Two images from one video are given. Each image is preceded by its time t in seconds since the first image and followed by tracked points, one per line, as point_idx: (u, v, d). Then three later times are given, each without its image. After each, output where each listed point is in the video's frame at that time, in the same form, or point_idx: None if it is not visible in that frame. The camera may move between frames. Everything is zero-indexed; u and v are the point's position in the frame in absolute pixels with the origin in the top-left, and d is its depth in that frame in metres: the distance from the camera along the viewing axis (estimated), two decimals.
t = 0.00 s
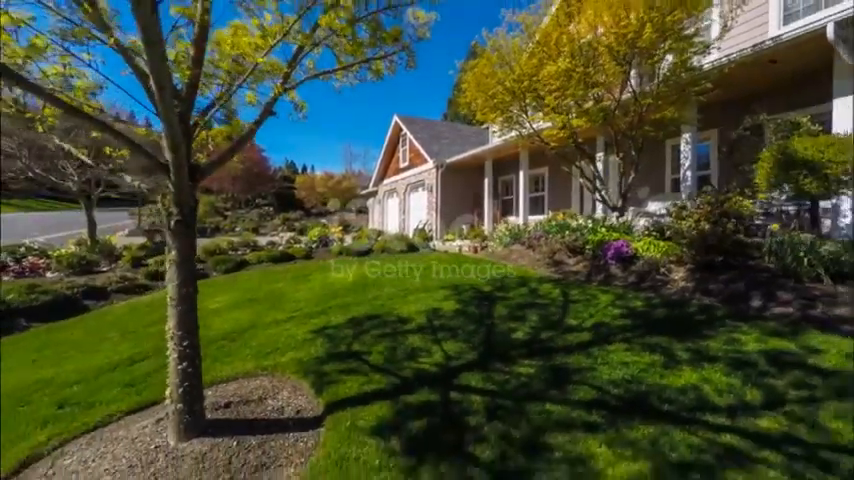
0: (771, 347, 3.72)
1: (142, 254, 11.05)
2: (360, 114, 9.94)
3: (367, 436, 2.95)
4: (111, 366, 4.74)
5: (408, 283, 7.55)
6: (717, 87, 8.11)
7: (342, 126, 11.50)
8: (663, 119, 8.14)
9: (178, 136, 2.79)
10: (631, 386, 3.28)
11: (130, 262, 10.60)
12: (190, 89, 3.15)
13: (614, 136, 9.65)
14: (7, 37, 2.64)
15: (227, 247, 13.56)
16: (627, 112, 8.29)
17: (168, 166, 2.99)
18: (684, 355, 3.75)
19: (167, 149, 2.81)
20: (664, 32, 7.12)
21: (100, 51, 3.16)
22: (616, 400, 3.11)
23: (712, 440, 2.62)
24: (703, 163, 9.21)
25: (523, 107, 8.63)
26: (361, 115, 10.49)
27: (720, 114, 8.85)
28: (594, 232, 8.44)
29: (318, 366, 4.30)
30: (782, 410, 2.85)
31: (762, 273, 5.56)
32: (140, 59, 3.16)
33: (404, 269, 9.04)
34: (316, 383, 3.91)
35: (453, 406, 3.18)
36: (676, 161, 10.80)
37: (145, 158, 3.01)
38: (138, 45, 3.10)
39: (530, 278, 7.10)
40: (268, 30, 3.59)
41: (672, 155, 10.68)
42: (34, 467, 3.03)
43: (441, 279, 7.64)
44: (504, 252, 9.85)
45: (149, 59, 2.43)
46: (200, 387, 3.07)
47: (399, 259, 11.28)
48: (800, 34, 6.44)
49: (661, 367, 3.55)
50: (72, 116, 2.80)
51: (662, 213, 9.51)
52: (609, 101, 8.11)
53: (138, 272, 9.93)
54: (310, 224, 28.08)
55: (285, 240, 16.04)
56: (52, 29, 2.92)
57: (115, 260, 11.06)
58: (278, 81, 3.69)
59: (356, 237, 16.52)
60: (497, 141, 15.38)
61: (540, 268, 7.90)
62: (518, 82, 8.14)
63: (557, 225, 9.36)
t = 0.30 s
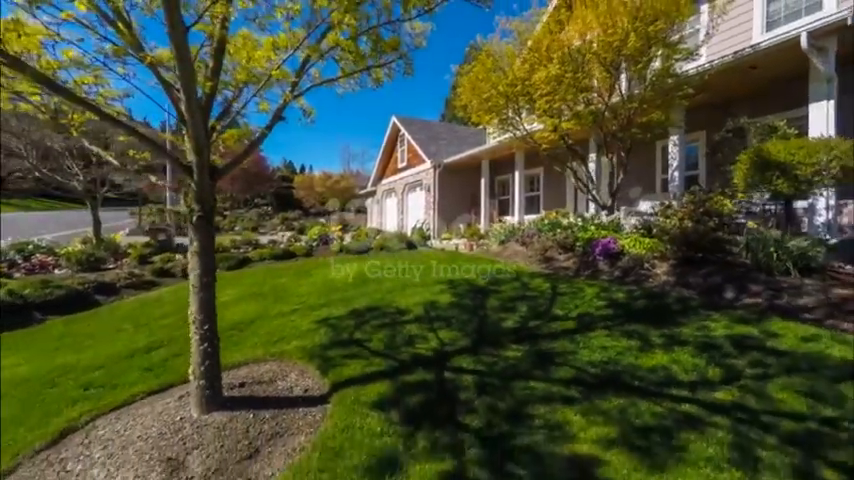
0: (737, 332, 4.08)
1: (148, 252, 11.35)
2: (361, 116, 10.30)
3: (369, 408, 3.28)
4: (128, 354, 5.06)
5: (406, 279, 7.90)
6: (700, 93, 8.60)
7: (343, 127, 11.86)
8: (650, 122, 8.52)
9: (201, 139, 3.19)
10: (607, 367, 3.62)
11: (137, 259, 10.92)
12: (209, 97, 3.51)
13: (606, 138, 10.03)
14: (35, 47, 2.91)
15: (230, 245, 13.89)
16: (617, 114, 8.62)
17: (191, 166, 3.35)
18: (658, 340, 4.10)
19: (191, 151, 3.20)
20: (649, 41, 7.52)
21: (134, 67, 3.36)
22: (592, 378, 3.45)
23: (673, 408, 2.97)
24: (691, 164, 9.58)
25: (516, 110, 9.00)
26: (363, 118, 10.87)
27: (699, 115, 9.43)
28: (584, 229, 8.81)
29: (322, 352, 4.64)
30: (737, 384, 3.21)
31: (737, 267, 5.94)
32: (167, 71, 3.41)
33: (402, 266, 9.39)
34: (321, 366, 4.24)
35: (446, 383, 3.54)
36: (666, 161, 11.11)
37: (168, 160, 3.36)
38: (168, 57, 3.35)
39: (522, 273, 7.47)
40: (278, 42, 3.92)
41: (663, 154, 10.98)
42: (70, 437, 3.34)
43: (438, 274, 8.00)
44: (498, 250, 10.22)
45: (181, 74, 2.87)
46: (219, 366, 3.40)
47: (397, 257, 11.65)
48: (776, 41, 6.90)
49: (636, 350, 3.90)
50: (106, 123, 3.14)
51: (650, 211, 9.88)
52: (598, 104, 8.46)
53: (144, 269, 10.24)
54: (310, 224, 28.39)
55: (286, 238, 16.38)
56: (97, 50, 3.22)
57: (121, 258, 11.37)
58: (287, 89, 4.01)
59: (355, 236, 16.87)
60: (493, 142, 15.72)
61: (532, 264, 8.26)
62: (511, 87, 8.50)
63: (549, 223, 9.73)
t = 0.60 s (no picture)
0: (707, 318, 4.45)
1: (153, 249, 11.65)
2: (362, 120, 10.65)
3: (371, 386, 3.60)
4: (143, 343, 5.36)
5: (405, 274, 8.23)
6: (683, 99, 9.15)
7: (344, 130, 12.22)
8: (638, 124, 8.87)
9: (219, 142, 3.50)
10: (587, 349, 3.97)
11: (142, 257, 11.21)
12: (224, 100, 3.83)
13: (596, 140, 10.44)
14: (69, 59, 3.31)
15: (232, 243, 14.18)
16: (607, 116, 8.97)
17: (209, 166, 3.67)
18: (635, 326, 4.46)
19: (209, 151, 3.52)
20: (635, 47, 7.93)
21: (160, 77, 3.62)
22: (573, 359, 3.80)
23: (642, 383, 3.32)
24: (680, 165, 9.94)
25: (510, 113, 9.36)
26: (364, 121, 11.23)
27: (687, 118, 9.85)
28: (575, 227, 9.18)
29: (325, 339, 4.97)
30: (701, 363, 3.56)
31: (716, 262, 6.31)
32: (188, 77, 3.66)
33: (401, 262, 9.74)
34: (326, 352, 4.56)
35: (440, 364, 3.88)
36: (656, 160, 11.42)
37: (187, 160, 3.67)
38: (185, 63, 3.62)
39: (515, 268, 7.83)
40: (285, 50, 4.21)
41: (653, 155, 11.31)
42: (100, 412, 3.66)
43: (435, 270, 8.35)
44: (494, 247, 10.58)
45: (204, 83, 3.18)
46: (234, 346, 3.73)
47: (396, 255, 11.99)
48: (756, 48, 7.27)
49: (615, 335, 4.25)
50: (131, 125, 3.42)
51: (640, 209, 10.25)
52: (589, 106, 8.80)
53: (150, 266, 10.54)
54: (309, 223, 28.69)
55: (287, 237, 16.69)
56: (129, 62, 3.52)
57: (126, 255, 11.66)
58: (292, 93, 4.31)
59: (354, 234, 17.21)
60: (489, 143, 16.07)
61: (525, 260, 8.63)
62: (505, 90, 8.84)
63: (542, 221, 10.09)
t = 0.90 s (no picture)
0: (682, 305, 4.82)
1: (158, 247, 11.96)
2: (362, 122, 11.02)
3: (373, 366, 3.93)
4: (157, 333, 5.69)
5: (403, 270, 8.59)
6: (667, 102, 9.69)
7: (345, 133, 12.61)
8: (626, 127, 9.28)
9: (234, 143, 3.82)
10: (571, 334, 4.33)
11: (147, 255, 11.50)
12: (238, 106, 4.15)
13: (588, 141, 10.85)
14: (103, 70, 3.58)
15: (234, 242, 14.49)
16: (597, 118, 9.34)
17: (225, 166, 3.99)
18: (616, 313, 4.83)
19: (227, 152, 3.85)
20: (622, 53, 8.39)
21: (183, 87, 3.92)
22: (557, 342, 4.16)
23: (617, 362, 3.67)
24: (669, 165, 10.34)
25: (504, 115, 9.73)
26: (364, 124, 11.61)
27: (676, 119, 10.24)
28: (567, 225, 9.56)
29: (330, 327, 5.31)
30: (672, 344, 3.93)
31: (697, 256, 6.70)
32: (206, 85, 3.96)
33: (399, 259, 10.11)
34: (331, 339, 4.90)
35: (437, 348, 4.23)
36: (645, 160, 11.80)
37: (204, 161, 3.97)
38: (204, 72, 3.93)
39: (509, 264, 8.21)
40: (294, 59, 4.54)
41: (643, 155, 11.69)
42: (125, 391, 3.98)
43: (432, 266, 8.70)
44: (489, 244, 10.96)
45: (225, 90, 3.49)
46: (248, 332, 4.04)
47: (394, 252, 12.37)
48: (737, 54, 7.66)
49: (597, 321, 4.62)
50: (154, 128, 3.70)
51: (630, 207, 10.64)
52: (580, 108, 9.18)
53: (155, 263, 10.86)
54: (308, 222, 29.04)
55: (287, 235, 17.03)
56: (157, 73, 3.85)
57: (131, 253, 11.96)
58: (300, 99, 4.64)
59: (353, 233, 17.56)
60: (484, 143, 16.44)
61: (519, 256, 9.01)
62: (500, 93, 9.19)
63: (535, 219, 10.48)
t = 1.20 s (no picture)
0: (662, 295, 5.21)
1: (163, 245, 12.26)
2: (363, 124, 11.36)
3: (376, 350, 4.27)
4: (170, 324, 6.01)
5: (403, 266, 8.95)
6: (655, 104, 10.11)
7: (346, 134, 12.93)
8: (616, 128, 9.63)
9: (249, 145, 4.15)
10: (558, 321, 4.69)
11: (152, 252, 11.80)
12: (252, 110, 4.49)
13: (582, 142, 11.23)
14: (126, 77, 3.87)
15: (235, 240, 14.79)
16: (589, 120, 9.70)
17: (240, 166, 4.32)
18: (601, 302, 5.21)
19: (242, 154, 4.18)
20: (612, 59, 8.79)
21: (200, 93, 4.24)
22: (546, 328, 4.52)
23: (599, 344, 4.02)
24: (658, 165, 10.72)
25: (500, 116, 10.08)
26: (364, 125, 11.94)
27: (665, 121, 10.63)
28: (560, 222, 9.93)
29: (334, 317, 5.66)
30: (650, 328, 4.30)
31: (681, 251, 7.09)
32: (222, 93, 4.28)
33: (399, 256, 10.47)
34: (336, 328, 5.25)
35: (435, 334, 4.58)
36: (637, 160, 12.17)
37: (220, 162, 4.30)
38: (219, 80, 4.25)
39: (504, 259, 8.58)
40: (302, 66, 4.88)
41: (635, 155, 12.07)
42: (146, 374, 4.30)
43: (431, 262, 9.07)
44: (485, 241, 11.34)
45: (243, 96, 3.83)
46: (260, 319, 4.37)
47: (393, 250, 12.73)
48: (721, 59, 8.03)
49: (583, 310, 4.98)
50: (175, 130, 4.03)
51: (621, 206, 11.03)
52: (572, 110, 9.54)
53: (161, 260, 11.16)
54: (307, 222, 29.36)
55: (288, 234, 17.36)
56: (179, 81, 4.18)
57: (136, 251, 12.25)
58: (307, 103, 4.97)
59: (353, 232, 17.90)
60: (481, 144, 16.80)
61: (513, 253, 9.38)
62: (495, 96, 9.54)
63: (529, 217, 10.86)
